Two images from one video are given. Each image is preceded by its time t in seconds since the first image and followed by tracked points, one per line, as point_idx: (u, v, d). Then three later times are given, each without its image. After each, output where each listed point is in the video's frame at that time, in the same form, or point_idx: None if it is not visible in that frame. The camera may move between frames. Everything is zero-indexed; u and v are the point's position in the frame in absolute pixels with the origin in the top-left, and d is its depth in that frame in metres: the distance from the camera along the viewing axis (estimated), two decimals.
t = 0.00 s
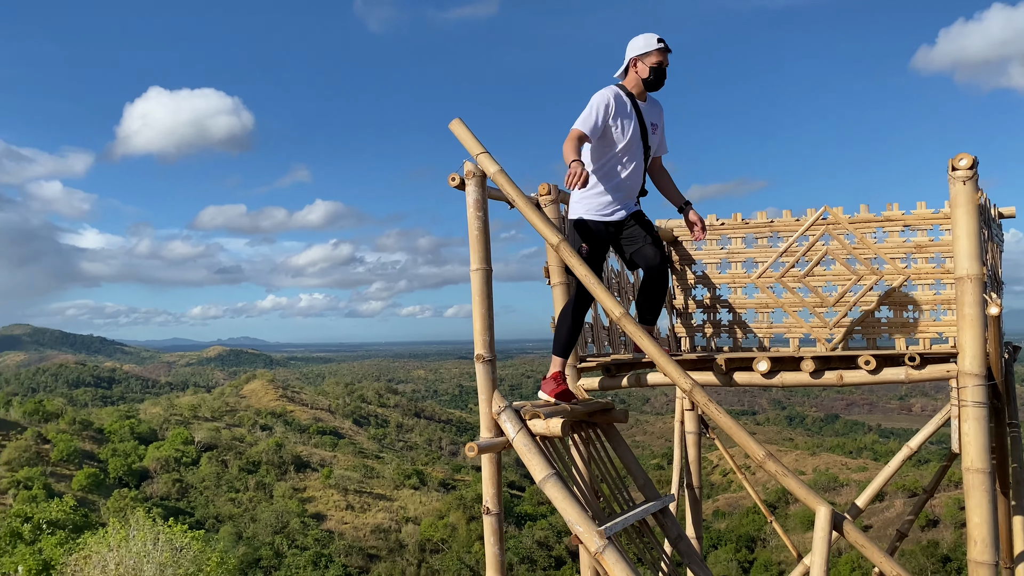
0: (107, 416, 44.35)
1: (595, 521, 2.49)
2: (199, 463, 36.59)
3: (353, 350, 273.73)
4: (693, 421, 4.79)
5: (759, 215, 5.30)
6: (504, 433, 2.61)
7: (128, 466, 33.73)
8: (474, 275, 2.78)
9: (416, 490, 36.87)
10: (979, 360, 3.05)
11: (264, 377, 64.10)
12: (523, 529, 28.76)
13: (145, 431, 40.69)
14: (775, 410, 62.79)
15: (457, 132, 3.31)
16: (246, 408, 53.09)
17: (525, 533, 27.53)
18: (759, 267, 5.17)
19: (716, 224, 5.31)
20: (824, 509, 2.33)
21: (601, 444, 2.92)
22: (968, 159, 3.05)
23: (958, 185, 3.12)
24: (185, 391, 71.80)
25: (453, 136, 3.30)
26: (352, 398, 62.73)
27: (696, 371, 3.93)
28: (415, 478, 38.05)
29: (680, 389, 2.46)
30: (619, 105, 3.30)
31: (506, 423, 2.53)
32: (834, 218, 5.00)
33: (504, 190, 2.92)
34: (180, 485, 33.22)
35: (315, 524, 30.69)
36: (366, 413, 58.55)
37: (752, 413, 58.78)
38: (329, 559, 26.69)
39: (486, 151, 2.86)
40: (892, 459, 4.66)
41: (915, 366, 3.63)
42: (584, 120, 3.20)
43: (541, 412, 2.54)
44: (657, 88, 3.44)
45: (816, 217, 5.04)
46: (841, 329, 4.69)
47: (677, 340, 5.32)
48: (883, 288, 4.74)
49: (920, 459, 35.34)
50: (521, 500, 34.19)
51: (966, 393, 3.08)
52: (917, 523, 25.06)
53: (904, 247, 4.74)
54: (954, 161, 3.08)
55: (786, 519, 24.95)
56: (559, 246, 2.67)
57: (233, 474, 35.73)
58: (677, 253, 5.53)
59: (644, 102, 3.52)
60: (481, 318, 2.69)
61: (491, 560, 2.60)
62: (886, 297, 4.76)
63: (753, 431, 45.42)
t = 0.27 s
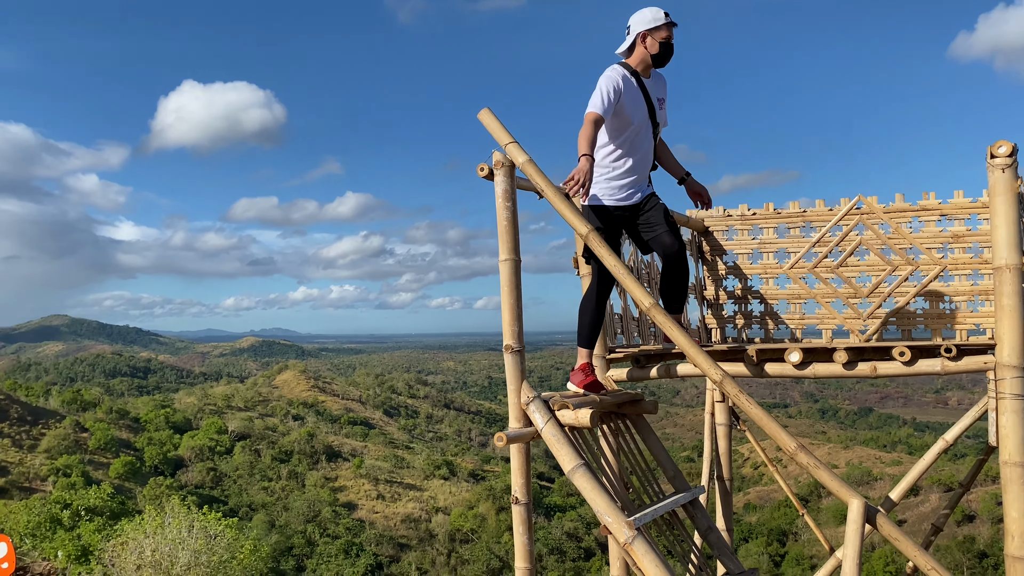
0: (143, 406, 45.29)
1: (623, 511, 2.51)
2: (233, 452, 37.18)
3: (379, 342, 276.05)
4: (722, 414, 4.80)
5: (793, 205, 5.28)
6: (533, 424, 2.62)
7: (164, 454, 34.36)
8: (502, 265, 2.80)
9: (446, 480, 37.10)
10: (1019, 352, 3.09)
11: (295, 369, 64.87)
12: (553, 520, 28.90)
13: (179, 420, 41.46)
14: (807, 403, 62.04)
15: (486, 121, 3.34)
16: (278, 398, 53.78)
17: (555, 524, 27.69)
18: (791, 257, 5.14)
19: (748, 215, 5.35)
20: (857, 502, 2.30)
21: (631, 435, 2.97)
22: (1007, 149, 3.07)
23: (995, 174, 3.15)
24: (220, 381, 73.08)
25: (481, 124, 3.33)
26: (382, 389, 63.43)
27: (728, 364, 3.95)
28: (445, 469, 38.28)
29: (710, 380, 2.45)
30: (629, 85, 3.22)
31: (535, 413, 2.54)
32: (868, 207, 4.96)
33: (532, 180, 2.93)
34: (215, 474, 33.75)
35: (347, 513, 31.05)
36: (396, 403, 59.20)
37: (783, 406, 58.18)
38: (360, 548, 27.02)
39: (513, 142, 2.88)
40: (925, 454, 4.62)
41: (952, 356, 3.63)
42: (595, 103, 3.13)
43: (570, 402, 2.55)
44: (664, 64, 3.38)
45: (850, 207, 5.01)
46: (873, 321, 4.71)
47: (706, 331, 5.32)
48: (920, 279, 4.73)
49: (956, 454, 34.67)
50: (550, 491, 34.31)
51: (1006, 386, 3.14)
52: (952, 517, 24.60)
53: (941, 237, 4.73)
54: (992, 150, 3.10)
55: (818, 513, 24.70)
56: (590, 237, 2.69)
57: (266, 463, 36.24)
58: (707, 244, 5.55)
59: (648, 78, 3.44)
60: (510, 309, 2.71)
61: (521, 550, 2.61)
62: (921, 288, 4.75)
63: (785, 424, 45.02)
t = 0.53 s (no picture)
0: (163, 399, 45.85)
1: (639, 506, 2.52)
2: (252, 446, 37.52)
3: (395, 337, 277.52)
4: (739, 410, 4.79)
5: (810, 200, 5.25)
6: (548, 418, 2.62)
7: (183, 447, 34.72)
8: (517, 260, 2.80)
9: (463, 473, 37.24)
10: None
11: (314, 363, 65.41)
12: (569, 514, 28.99)
13: (199, 413, 41.91)
14: (826, 399, 61.56)
15: (501, 116, 3.35)
16: (297, 392, 54.25)
17: (571, 518, 27.77)
18: (808, 253, 5.11)
19: (764, 210, 5.33)
20: (873, 498, 2.28)
21: (644, 431, 2.98)
22: None
23: (1014, 169, 3.12)
24: (240, 374, 73.88)
25: (496, 120, 3.34)
26: (400, 383, 63.79)
27: (744, 360, 3.95)
28: (462, 463, 38.43)
29: (725, 375, 2.44)
30: (621, 73, 3.07)
31: (550, 408, 2.54)
32: (887, 202, 4.90)
33: (546, 174, 2.92)
34: (234, 466, 34.07)
35: (364, 506, 31.26)
36: (413, 397, 59.56)
37: (802, 402, 57.76)
38: (376, 541, 27.21)
39: (528, 136, 2.88)
40: (943, 451, 4.58)
41: (970, 353, 3.59)
42: (587, 95, 3.00)
43: (585, 396, 2.55)
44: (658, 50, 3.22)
45: (868, 201, 4.96)
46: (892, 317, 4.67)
47: (722, 326, 5.33)
48: (940, 274, 4.68)
49: (977, 450, 34.24)
50: (566, 485, 34.33)
51: None
52: (973, 515, 24.31)
53: (961, 232, 4.68)
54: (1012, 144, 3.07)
55: (836, 509, 24.53)
56: (606, 234, 2.69)
57: (284, 456, 36.55)
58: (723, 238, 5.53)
59: (641, 63, 3.29)
60: (525, 304, 2.72)
61: (536, 545, 2.62)
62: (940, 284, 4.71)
63: (803, 420, 44.71)
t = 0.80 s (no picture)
0: (174, 396, 46.08)
1: (646, 505, 2.53)
2: (262, 444, 37.64)
3: (403, 335, 278.03)
4: (748, 410, 4.78)
5: (820, 199, 5.24)
6: (556, 418, 2.63)
7: (194, 445, 34.84)
8: (525, 260, 2.81)
9: (472, 472, 37.25)
10: None
11: (323, 361, 65.58)
12: (578, 514, 28.99)
13: (209, 411, 42.09)
14: (836, 398, 61.28)
15: (509, 116, 3.36)
16: (306, 390, 54.40)
17: (580, 518, 27.76)
18: (817, 252, 5.10)
19: (773, 209, 5.31)
20: (881, 499, 2.28)
21: (654, 430, 2.99)
22: None
23: None
24: (250, 372, 74.19)
25: (505, 119, 3.35)
26: (409, 381, 63.91)
27: (753, 358, 3.95)
28: (471, 461, 38.45)
29: (733, 374, 2.44)
30: (616, 67, 3.06)
31: (558, 407, 2.55)
32: (897, 201, 4.88)
33: (554, 173, 2.93)
34: (244, 464, 34.19)
35: (374, 505, 31.32)
36: (422, 396, 59.68)
37: (812, 402, 57.52)
38: (386, 539, 27.24)
39: (536, 136, 2.88)
40: (954, 450, 4.56)
41: (980, 353, 3.58)
42: (581, 90, 2.97)
43: (593, 395, 2.56)
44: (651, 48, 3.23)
45: (878, 200, 4.94)
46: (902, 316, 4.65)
47: (731, 326, 5.32)
48: (950, 274, 4.66)
49: (989, 451, 34.01)
50: (575, 484, 34.32)
51: None
52: (984, 516, 24.13)
53: (972, 232, 4.67)
54: None
55: (846, 509, 24.44)
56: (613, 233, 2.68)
57: (294, 454, 36.63)
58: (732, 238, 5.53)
59: (633, 59, 3.29)
60: (532, 303, 2.72)
61: (543, 544, 2.63)
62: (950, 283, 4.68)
63: (814, 419, 44.52)
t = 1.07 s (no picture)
0: (179, 398, 46.16)
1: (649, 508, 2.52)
2: (266, 445, 37.70)
3: (406, 336, 278.23)
4: (752, 412, 4.77)
5: (825, 201, 5.23)
6: (559, 419, 2.62)
7: (199, 446, 34.88)
8: (529, 261, 2.80)
9: (476, 474, 37.24)
10: None
11: (328, 363, 65.63)
12: (582, 516, 28.98)
13: (214, 412, 42.15)
14: (840, 401, 61.13)
15: (513, 118, 3.35)
16: (311, 392, 54.45)
17: (584, 520, 27.74)
18: (821, 255, 5.09)
19: (778, 211, 5.31)
20: (885, 501, 2.27)
21: (658, 432, 2.99)
22: None
23: None
24: (254, 374, 74.27)
25: (508, 121, 3.34)
26: (413, 383, 63.95)
27: (756, 360, 3.95)
28: (475, 463, 38.43)
29: (737, 377, 2.44)
30: (614, 67, 3.07)
31: (561, 408, 2.55)
32: (901, 204, 4.88)
33: (558, 174, 2.93)
34: (248, 466, 34.23)
35: (378, 506, 31.32)
36: (426, 398, 59.72)
37: (816, 404, 57.40)
38: (390, 541, 27.20)
39: (539, 138, 2.88)
40: (959, 453, 4.55)
41: (985, 355, 3.56)
42: (581, 90, 2.97)
43: (597, 397, 2.56)
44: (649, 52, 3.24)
45: (882, 203, 4.94)
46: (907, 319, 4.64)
47: (735, 328, 5.32)
48: (954, 276, 4.64)
49: (994, 454, 33.89)
50: (580, 487, 34.28)
51: None
52: (989, 519, 24.06)
53: (977, 234, 4.66)
54: None
55: (851, 512, 24.37)
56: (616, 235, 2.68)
57: (298, 456, 36.65)
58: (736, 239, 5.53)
59: (632, 62, 3.30)
60: (536, 305, 2.73)
61: (546, 546, 2.62)
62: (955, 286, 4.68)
63: (818, 421, 44.43)
